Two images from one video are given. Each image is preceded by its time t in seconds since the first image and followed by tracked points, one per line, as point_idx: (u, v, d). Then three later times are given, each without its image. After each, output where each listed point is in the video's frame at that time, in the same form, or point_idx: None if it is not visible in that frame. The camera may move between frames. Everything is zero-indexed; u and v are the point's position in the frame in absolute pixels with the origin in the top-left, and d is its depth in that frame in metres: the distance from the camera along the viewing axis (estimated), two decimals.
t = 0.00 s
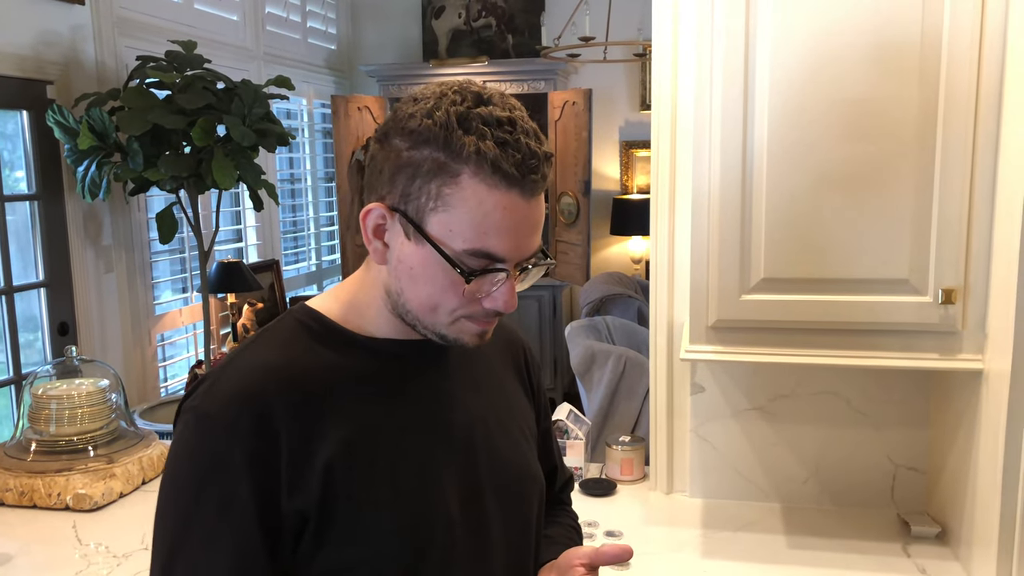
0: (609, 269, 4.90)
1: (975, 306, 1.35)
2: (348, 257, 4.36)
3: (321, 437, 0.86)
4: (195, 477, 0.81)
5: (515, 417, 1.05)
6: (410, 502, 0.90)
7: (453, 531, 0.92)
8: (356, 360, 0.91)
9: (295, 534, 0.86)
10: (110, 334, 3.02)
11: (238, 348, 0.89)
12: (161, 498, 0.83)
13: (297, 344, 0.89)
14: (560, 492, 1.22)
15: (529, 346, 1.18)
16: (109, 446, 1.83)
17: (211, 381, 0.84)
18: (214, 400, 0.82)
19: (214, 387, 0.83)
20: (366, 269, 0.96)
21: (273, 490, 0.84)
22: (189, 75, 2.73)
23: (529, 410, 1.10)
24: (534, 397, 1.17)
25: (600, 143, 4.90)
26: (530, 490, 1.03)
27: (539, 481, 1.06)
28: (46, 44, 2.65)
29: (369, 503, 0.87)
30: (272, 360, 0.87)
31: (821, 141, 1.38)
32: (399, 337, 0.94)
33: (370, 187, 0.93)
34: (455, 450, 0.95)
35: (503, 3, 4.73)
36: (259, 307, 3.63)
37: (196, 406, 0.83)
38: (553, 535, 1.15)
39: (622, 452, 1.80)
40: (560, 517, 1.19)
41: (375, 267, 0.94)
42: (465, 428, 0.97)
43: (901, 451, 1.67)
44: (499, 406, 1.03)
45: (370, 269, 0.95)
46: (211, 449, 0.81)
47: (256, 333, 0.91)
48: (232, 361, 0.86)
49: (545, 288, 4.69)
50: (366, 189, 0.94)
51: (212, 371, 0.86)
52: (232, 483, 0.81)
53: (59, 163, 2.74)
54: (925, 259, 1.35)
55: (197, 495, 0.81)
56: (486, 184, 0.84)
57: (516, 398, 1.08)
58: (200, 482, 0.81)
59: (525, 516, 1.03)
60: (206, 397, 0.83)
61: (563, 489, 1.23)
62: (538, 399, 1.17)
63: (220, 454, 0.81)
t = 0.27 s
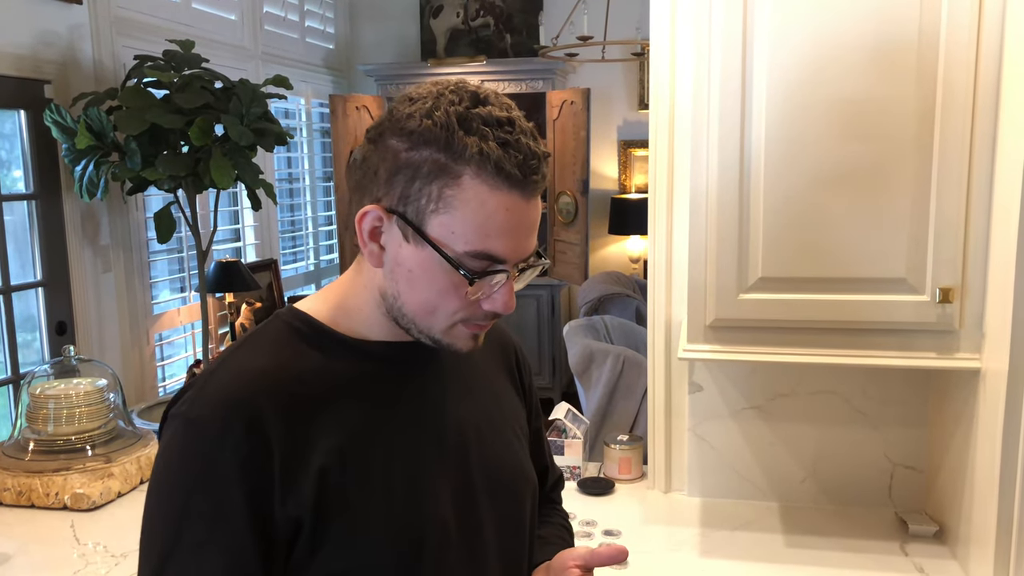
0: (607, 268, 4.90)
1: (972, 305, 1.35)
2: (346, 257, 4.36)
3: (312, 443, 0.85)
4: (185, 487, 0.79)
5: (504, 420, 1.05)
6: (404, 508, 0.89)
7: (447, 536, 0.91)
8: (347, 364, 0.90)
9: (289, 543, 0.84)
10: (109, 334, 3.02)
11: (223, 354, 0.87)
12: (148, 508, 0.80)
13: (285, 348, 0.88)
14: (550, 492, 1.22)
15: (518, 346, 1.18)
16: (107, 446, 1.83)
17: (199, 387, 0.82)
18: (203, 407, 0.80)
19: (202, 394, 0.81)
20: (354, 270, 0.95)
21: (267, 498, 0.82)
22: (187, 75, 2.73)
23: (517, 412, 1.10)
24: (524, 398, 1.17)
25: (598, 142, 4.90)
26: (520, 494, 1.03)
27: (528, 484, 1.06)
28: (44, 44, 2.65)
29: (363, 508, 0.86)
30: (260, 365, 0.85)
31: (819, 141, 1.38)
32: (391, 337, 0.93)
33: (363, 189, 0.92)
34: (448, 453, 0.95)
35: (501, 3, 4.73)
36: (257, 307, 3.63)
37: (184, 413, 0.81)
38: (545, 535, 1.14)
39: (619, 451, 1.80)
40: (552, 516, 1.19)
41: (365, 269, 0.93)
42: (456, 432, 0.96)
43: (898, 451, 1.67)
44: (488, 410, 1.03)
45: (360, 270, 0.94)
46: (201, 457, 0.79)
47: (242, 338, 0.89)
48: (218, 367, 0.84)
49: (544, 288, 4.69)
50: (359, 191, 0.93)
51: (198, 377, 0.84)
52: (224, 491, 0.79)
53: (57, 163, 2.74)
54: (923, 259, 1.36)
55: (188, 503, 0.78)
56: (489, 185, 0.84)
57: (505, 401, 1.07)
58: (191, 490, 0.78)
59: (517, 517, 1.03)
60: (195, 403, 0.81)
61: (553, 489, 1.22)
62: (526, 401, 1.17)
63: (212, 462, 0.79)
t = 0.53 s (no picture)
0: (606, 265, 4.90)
1: (971, 301, 1.35)
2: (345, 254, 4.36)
3: (305, 445, 0.85)
4: (178, 489, 0.78)
5: (498, 420, 1.05)
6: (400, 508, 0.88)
7: (442, 536, 0.91)
8: (340, 363, 0.89)
9: (284, 546, 0.83)
10: (107, 331, 3.01)
11: (214, 355, 0.86)
12: (140, 512, 0.79)
13: (278, 348, 0.87)
14: (544, 490, 1.22)
15: (511, 345, 1.18)
16: (105, 443, 1.82)
17: (191, 388, 0.82)
18: (196, 408, 0.80)
19: (194, 396, 0.81)
20: (348, 268, 0.95)
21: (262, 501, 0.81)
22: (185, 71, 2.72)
23: (510, 411, 1.10)
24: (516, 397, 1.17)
25: (597, 139, 4.90)
26: (513, 493, 1.03)
27: (522, 483, 1.06)
28: (42, 41, 2.65)
29: (359, 511, 0.86)
30: (252, 365, 0.84)
31: (818, 138, 1.37)
32: (385, 337, 0.93)
33: (359, 186, 0.92)
34: (442, 453, 0.94)
35: None
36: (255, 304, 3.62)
37: (176, 414, 0.80)
38: (539, 535, 1.14)
39: (618, 448, 1.80)
40: (545, 516, 1.19)
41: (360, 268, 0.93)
42: (450, 432, 0.96)
43: (897, 448, 1.67)
44: (481, 409, 1.03)
45: (354, 268, 0.94)
46: (194, 458, 0.78)
47: (232, 339, 0.89)
48: (209, 367, 0.84)
49: (542, 285, 4.69)
50: (355, 187, 0.93)
51: (189, 378, 0.84)
52: (217, 493, 0.78)
53: (54, 160, 2.73)
54: (923, 255, 1.35)
55: (182, 507, 0.78)
56: (490, 184, 0.84)
57: (498, 400, 1.07)
58: (185, 492, 0.78)
59: (511, 517, 1.03)
60: (187, 404, 0.80)
61: (545, 488, 1.22)
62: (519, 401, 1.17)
63: (205, 463, 0.78)
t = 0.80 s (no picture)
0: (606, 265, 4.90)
1: (971, 301, 1.35)
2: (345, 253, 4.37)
3: (303, 446, 0.85)
4: (176, 490, 0.78)
5: (495, 421, 1.05)
6: (397, 509, 0.89)
7: (440, 536, 0.91)
8: (337, 364, 0.90)
9: (282, 547, 0.83)
10: (107, 330, 3.01)
11: (211, 356, 0.86)
12: (138, 515, 0.80)
13: (275, 349, 0.88)
14: (538, 492, 1.22)
15: (507, 346, 1.18)
16: (106, 443, 1.82)
17: (188, 390, 0.82)
18: (193, 410, 0.80)
19: (192, 397, 0.81)
20: (344, 269, 0.95)
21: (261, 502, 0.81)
22: (185, 71, 2.73)
23: (507, 412, 1.10)
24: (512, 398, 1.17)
25: (597, 139, 4.90)
26: (511, 493, 1.03)
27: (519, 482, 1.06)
28: (42, 40, 2.65)
29: (357, 511, 0.86)
30: (249, 366, 0.85)
31: (818, 137, 1.38)
32: (382, 338, 0.93)
33: (355, 186, 0.92)
34: (439, 454, 0.95)
35: None
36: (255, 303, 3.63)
37: (173, 417, 0.80)
38: (537, 537, 1.15)
39: (618, 447, 1.81)
40: (541, 517, 1.19)
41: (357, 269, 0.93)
42: (447, 433, 0.96)
43: (896, 447, 1.67)
44: (478, 410, 1.03)
45: (351, 269, 0.94)
46: (192, 459, 0.78)
47: (229, 340, 0.89)
48: (206, 369, 0.84)
49: (542, 285, 4.69)
50: (351, 187, 0.93)
51: (186, 380, 0.84)
52: (215, 494, 0.78)
53: (55, 160, 2.74)
54: (923, 255, 1.35)
55: (181, 508, 0.78)
56: (486, 185, 0.84)
57: (495, 400, 1.08)
58: (182, 494, 0.78)
59: (509, 516, 1.03)
60: (185, 406, 0.80)
61: (541, 489, 1.22)
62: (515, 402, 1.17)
63: (203, 465, 0.79)
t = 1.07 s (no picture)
0: (607, 266, 4.90)
1: (971, 302, 1.35)
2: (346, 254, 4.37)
3: (302, 448, 0.85)
4: (175, 493, 0.78)
5: (493, 422, 1.05)
6: (396, 510, 0.89)
7: (439, 537, 0.92)
8: (335, 366, 0.90)
9: (282, 549, 0.83)
10: (109, 331, 3.02)
11: (207, 360, 0.86)
12: (137, 518, 0.79)
13: (273, 351, 0.87)
14: (538, 493, 1.22)
15: (507, 347, 1.18)
16: (107, 444, 1.83)
17: (186, 393, 0.82)
18: (192, 411, 0.80)
19: (190, 400, 0.81)
20: (343, 271, 0.95)
21: (260, 504, 0.81)
22: (186, 72, 2.73)
23: (506, 413, 1.10)
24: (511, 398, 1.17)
25: (598, 140, 4.90)
26: (510, 494, 1.03)
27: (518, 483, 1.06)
28: (44, 42, 2.65)
29: (356, 513, 0.86)
30: (247, 368, 0.85)
31: (818, 138, 1.38)
32: (380, 340, 0.93)
33: (353, 188, 0.92)
34: (438, 455, 0.95)
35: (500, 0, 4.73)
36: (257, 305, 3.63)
37: (171, 420, 0.80)
38: (537, 539, 1.15)
39: (619, 449, 1.81)
40: (542, 519, 1.19)
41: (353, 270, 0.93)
42: (446, 434, 0.96)
43: (897, 448, 1.67)
44: (477, 411, 1.03)
45: (348, 271, 0.94)
46: (191, 462, 0.78)
47: (226, 343, 0.89)
48: (203, 372, 0.84)
49: (544, 285, 4.70)
50: (350, 189, 0.93)
51: (184, 383, 0.84)
52: (215, 495, 0.78)
53: (57, 161, 2.74)
54: (924, 256, 1.35)
55: (180, 511, 0.78)
56: (482, 187, 0.84)
57: (493, 401, 1.08)
58: (182, 497, 0.78)
59: (508, 517, 1.03)
60: (183, 409, 0.80)
61: (541, 491, 1.22)
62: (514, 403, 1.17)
63: (202, 468, 0.78)
